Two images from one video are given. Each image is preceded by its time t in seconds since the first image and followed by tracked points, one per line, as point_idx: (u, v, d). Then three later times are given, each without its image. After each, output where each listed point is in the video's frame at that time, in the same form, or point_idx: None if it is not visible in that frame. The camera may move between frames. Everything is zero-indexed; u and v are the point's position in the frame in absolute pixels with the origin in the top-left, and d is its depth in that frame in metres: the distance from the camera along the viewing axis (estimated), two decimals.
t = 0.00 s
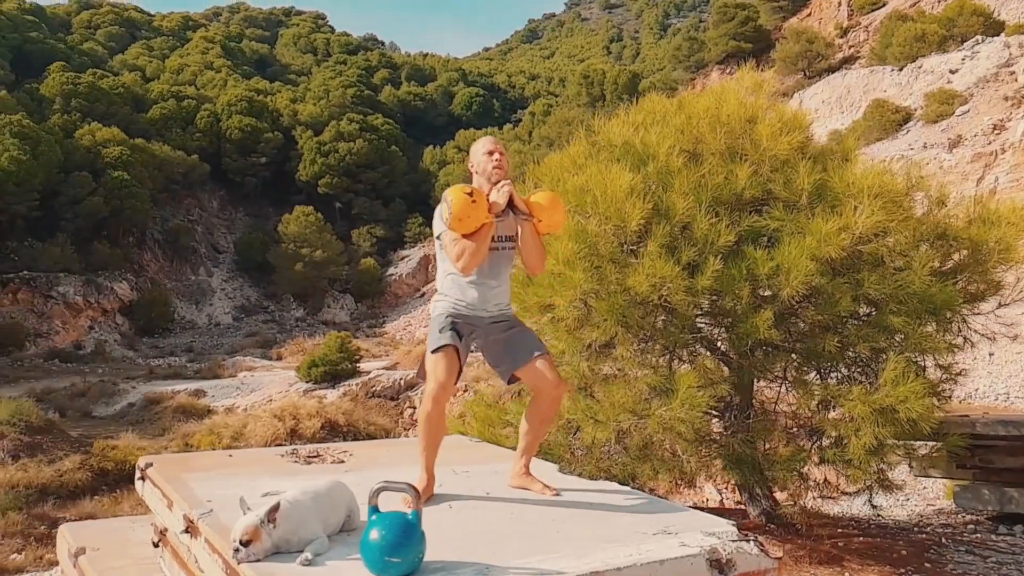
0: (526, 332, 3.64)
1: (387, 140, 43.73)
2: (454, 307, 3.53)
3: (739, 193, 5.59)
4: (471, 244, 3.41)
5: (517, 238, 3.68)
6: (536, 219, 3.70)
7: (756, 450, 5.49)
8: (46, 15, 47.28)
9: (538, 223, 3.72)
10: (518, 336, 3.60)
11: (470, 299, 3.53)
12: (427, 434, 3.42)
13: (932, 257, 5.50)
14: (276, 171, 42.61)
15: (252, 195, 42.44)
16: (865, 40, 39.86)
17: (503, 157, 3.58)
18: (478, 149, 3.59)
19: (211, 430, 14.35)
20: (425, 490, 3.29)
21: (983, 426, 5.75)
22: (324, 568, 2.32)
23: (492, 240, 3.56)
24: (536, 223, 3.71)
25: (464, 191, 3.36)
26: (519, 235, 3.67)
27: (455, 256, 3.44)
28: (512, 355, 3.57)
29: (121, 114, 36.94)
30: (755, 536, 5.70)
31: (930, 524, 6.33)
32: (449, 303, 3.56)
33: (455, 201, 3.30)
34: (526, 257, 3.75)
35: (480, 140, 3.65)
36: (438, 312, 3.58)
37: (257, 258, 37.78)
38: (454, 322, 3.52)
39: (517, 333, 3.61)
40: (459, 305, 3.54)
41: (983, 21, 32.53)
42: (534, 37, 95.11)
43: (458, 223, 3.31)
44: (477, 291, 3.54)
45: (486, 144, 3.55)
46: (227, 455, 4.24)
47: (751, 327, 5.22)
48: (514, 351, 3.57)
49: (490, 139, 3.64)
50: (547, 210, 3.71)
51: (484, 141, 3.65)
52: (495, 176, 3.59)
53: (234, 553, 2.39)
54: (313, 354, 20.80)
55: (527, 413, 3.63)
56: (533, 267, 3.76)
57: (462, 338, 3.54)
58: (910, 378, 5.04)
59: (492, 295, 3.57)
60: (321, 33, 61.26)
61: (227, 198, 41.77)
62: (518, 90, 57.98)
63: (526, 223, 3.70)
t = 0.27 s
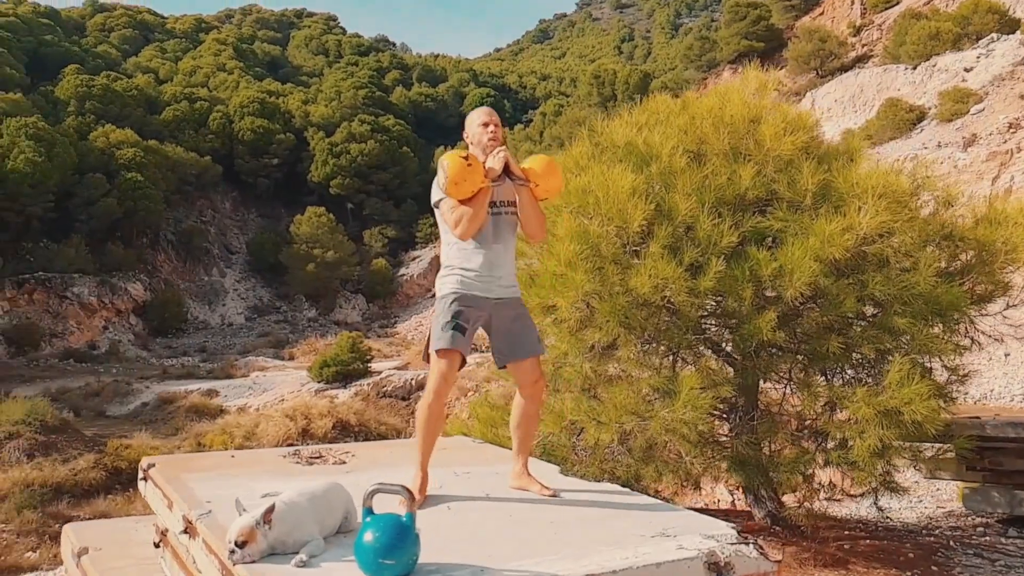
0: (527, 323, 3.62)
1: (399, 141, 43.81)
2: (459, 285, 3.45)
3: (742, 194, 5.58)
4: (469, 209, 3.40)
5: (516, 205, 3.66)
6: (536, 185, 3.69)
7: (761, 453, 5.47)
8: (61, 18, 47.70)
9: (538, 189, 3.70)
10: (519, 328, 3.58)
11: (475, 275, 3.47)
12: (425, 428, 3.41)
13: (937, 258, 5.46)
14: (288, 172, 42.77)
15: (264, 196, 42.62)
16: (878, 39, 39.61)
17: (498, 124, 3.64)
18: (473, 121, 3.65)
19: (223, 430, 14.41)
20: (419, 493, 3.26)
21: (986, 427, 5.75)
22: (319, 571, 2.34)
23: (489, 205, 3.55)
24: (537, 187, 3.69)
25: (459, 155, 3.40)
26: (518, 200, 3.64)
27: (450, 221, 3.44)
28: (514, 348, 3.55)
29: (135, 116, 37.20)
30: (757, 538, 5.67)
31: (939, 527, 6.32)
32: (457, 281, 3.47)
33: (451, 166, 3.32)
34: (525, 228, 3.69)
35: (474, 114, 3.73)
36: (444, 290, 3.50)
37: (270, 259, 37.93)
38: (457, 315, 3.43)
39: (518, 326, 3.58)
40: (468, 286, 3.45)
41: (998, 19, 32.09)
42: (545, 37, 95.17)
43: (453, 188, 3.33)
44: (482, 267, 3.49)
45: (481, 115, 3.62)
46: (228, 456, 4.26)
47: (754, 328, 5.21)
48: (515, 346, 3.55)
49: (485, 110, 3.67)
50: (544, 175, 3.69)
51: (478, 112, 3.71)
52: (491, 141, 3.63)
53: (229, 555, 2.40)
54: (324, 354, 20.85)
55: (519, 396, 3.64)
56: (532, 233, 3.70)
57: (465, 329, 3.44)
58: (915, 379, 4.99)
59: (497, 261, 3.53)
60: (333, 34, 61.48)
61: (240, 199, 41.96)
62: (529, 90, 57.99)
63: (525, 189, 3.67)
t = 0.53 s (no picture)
0: (528, 327, 3.63)
1: (411, 142, 43.91)
2: (464, 285, 3.44)
3: (745, 195, 5.57)
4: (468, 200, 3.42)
5: (515, 196, 3.65)
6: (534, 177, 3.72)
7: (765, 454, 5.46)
8: (77, 21, 48.11)
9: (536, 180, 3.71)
10: (521, 334, 3.59)
11: (478, 271, 3.45)
12: (426, 434, 3.46)
13: (942, 258, 5.43)
14: (301, 173, 42.95)
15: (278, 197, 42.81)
16: (893, 37, 39.36)
17: (495, 123, 3.72)
18: (472, 120, 3.72)
19: (236, 430, 14.48)
20: (420, 495, 3.25)
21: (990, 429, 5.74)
22: (314, 571, 2.36)
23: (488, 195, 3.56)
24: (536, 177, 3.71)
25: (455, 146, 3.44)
26: (516, 190, 3.63)
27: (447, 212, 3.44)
28: (514, 353, 3.57)
29: (150, 118, 37.48)
30: (755, 541, 5.65)
31: (948, 529, 6.30)
32: (462, 283, 3.46)
33: (450, 156, 3.35)
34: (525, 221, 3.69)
35: (472, 111, 3.77)
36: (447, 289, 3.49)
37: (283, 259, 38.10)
38: (461, 329, 3.42)
39: (521, 331, 3.59)
40: (472, 289, 3.43)
41: (1014, 17, 31.83)
42: (557, 37, 95.15)
43: (451, 178, 3.36)
44: (487, 266, 3.47)
45: (479, 114, 3.68)
46: (233, 455, 4.30)
47: (756, 329, 5.21)
48: (517, 354, 3.57)
49: (483, 108, 3.74)
50: (541, 166, 3.71)
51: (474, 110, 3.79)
52: (489, 136, 3.68)
53: (226, 555, 2.45)
54: (337, 354, 20.92)
55: (505, 396, 3.65)
56: (531, 224, 3.71)
57: (470, 345, 3.43)
58: (919, 381, 4.97)
59: (498, 255, 3.51)
60: (346, 36, 61.70)
61: (254, 200, 42.15)
62: (541, 91, 57.98)
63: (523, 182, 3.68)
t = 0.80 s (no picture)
0: (530, 327, 3.63)
1: (424, 143, 44.00)
2: (466, 287, 3.45)
3: (748, 195, 5.56)
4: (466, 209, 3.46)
5: (510, 205, 3.67)
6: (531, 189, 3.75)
7: (770, 456, 5.44)
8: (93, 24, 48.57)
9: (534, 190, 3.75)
10: (522, 334, 3.60)
11: (479, 275, 3.46)
12: (427, 434, 3.47)
13: (946, 258, 5.40)
14: (315, 174, 43.12)
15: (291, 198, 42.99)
16: (907, 36, 39.10)
17: (493, 129, 3.72)
18: (470, 127, 3.73)
19: (249, 430, 14.55)
20: (419, 495, 3.24)
21: (996, 430, 5.72)
22: (309, 571, 2.39)
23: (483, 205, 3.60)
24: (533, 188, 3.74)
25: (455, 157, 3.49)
26: (513, 200, 3.66)
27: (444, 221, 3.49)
28: (516, 354, 3.57)
29: (164, 119, 37.74)
30: (754, 543, 5.64)
31: (957, 532, 6.27)
32: (462, 284, 3.47)
33: (447, 168, 3.40)
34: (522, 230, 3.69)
35: (471, 118, 3.79)
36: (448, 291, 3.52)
37: (296, 260, 38.27)
38: (462, 331, 3.42)
39: (522, 331, 3.59)
40: (473, 289, 3.44)
41: None
42: (570, 37, 95.13)
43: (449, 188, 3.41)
44: (486, 269, 3.49)
45: (478, 122, 3.68)
46: (235, 457, 4.32)
47: (758, 330, 5.19)
48: (519, 355, 3.57)
49: (482, 115, 3.75)
50: (538, 177, 3.74)
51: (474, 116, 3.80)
52: (488, 145, 3.70)
53: (222, 554, 2.48)
54: (349, 354, 20.97)
55: (505, 400, 3.65)
56: (529, 234, 3.71)
57: (474, 346, 3.44)
58: (923, 382, 4.92)
59: (498, 259, 3.53)
60: (359, 37, 61.91)
61: (267, 200, 42.36)
62: (554, 91, 57.96)
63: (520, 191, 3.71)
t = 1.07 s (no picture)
0: (530, 328, 3.65)
1: (437, 144, 44.06)
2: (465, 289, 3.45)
3: (750, 195, 5.56)
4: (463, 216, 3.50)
5: (506, 216, 3.70)
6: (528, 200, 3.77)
7: (773, 457, 5.43)
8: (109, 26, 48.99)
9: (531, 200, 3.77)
10: (522, 335, 3.61)
11: (478, 279, 3.47)
12: (428, 433, 3.50)
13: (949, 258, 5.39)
14: (328, 175, 43.28)
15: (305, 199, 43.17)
16: (923, 35, 38.81)
17: (495, 134, 3.70)
18: (472, 129, 3.71)
19: (263, 430, 14.62)
20: (418, 494, 3.28)
21: (1000, 431, 5.72)
22: (304, 568, 2.43)
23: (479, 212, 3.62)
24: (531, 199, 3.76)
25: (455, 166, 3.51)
26: (510, 211, 3.69)
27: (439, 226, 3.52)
28: (517, 354, 3.59)
29: (179, 121, 38.00)
30: (752, 543, 5.65)
31: (966, 534, 6.28)
32: (461, 284, 3.48)
33: (447, 177, 3.43)
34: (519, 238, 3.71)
35: (473, 121, 3.77)
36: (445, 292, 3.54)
37: (310, 260, 38.44)
38: (463, 331, 3.44)
39: (523, 330, 3.61)
40: (473, 290, 3.46)
41: None
42: (583, 37, 95.04)
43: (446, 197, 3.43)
44: (486, 271, 3.50)
45: (480, 126, 3.66)
46: (238, 456, 4.36)
47: (760, 329, 5.19)
48: (520, 355, 3.59)
49: (485, 116, 3.72)
50: (536, 187, 3.75)
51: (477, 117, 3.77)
52: (489, 151, 3.70)
53: (219, 552, 2.51)
54: (363, 355, 21.03)
55: (505, 401, 3.67)
56: (526, 244, 3.72)
57: (474, 346, 3.46)
58: (925, 382, 4.92)
59: (498, 262, 3.55)
60: (372, 38, 62.09)
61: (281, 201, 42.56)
62: (567, 91, 57.91)
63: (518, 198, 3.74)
